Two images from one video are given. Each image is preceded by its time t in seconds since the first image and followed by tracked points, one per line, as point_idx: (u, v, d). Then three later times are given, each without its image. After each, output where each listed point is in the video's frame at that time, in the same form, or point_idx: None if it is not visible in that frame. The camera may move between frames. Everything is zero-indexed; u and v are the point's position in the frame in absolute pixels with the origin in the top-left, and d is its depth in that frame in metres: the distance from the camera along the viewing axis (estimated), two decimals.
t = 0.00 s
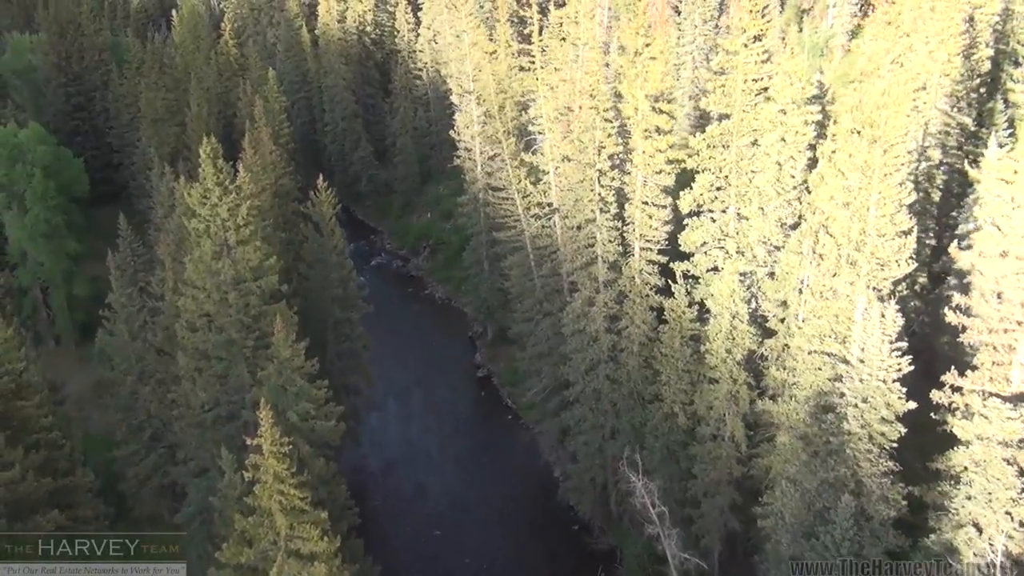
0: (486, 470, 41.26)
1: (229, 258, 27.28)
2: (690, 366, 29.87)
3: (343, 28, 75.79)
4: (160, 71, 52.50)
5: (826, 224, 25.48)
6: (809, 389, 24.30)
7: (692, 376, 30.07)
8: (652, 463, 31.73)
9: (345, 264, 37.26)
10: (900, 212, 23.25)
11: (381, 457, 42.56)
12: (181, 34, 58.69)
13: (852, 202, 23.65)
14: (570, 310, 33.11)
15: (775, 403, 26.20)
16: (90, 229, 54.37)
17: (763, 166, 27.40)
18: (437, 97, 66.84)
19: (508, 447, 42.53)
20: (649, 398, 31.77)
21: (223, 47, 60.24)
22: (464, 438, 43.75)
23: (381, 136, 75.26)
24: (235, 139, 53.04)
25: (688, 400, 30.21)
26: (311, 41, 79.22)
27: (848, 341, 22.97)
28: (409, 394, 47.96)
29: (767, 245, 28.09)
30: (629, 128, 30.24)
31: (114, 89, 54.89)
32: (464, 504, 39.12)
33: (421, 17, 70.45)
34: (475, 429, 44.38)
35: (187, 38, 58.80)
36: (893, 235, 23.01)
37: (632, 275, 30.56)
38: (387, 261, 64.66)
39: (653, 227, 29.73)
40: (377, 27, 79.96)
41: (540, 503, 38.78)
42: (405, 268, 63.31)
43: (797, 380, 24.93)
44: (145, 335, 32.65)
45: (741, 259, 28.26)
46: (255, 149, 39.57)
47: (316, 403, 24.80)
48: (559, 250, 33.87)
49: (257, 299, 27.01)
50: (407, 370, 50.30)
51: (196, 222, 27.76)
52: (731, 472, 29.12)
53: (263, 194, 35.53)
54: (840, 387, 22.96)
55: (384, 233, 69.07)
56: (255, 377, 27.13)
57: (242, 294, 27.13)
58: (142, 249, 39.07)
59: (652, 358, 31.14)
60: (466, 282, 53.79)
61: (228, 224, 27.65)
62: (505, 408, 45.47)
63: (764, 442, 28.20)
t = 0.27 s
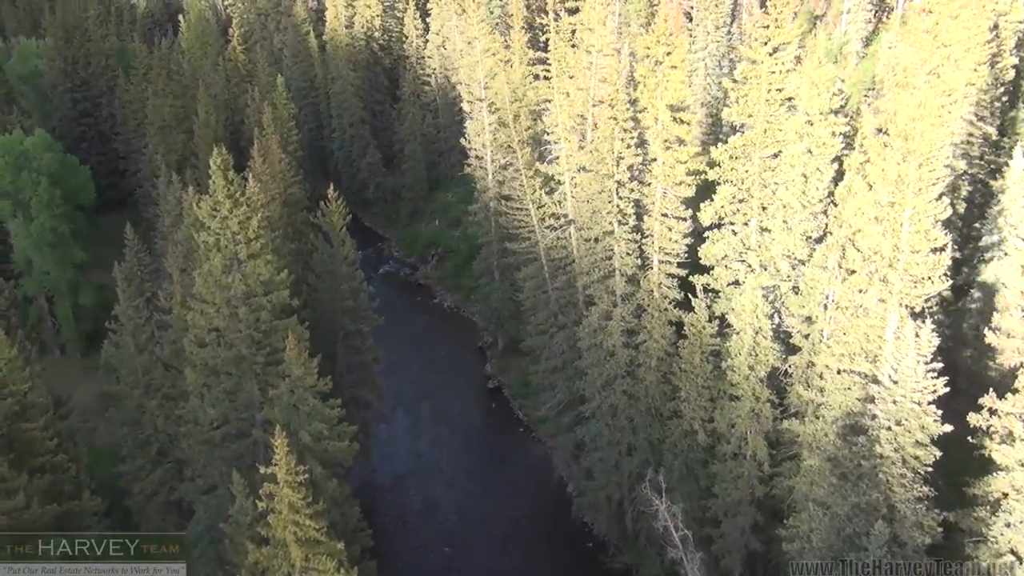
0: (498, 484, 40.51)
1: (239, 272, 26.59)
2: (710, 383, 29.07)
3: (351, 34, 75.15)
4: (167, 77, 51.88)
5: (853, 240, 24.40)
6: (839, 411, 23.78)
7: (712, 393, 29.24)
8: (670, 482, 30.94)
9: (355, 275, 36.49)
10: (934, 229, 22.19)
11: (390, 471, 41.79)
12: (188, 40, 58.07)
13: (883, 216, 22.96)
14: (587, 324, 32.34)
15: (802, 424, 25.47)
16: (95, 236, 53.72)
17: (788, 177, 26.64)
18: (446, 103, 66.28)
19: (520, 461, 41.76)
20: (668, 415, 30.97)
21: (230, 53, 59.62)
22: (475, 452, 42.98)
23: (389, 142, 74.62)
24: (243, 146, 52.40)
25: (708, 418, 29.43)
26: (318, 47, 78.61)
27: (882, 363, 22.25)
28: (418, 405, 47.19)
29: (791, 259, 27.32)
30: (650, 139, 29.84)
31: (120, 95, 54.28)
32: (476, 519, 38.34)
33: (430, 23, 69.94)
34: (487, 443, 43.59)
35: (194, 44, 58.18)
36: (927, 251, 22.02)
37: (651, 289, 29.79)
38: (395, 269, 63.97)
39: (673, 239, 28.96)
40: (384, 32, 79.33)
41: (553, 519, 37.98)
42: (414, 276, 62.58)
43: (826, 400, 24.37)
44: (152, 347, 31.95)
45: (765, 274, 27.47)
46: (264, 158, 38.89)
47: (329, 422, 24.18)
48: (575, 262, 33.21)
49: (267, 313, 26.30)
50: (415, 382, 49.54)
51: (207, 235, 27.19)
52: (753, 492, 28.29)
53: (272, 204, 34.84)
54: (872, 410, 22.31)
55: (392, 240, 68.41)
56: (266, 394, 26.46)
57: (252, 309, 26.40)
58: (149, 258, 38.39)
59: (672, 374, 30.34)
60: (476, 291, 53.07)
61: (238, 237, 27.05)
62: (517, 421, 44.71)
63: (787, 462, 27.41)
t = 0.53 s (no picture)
0: (509, 500, 39.78)
1: (249, 287, 25.99)
2: (731, 400, 28.37)
3: (359, 41, 74.62)
4: (174, 85, 51.39)
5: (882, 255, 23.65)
6: (868, 432, 23.11)
7: (732, 410, 28.54)
8: (689, 501, 30.23)
9: (366, 287, 35.85)
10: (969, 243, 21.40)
11: (400, 486, 41.05)
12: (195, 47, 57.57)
13: (913, 232, 22.16)
14: (603, 339, 31.68)
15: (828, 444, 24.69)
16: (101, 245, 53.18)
17: (812, 190, 25.94)
18: (454, 111, 65.72)
19: (532, 476, 41.04)
20: (686, 432, 30.24)
21: (238, 60, 59.13)
22: (485, 466, 42.26)
23: (396, 149, 74.05)
24: (250, 155, 51.85)
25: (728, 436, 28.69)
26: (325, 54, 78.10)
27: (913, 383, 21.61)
28: (427, 418, 46.48)
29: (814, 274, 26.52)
30: (668, 151, 29.22)
31: (127, 103, 53.77)
32: (487, 536, 37.62)
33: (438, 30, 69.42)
34: (498, 457, 42.87)
35: (201, 51, 57.67)
36: (962, 267, 21.29)
37: (670, 303, 29.13)
38: (402, 279, 63.34)
39: (692, 253, 28.31)
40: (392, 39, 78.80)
41: (567, 537, 37.22)
42: (422, 286, 61.92)
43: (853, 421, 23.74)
44: (159, 362, 31.35)
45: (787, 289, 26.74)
46: (273, 168, 38.32)
47: (341, 443, 23.68)
48: (590, 275, 32.57)
49: (278, 330, 25.67)
50: (424, 394, 48.83)
51: (215, 249, 26.60)
52: (774, 513, 27.53)
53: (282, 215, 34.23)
54: (903, 432, 21.66)
55: (399, 248, 67.79)
56: (276, 412, 25.89)
57: (262, 325, 25.81)
58: (156, 270, 37.80)
59: (690, 390, 29.62)
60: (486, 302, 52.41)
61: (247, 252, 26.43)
62: (528, 434, 43.99)
63: (810, 483, 26.68)
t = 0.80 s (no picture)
0: (521, 520, 39.11)
1: (261, 306, 25.37)
2: (754, 422, 27.59)
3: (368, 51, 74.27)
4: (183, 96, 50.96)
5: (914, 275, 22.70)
6: (899, 458, 22.83)
7: (754, 432, 27.72)
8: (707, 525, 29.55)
9: (377, 303, 35.25)
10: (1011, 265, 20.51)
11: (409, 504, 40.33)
12: (204, 57, 57.16)
13: (951, 250, 21.36)
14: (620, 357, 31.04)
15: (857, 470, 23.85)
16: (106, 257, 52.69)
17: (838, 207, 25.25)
18: (463, 123, 65.28)
19: (544, 496, 40.41)
20: (705, 453, 29.50)
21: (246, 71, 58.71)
22: (496, 484, 41.58)
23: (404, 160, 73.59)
24: (258, 167, 51.36)
25: (750, 459, 27.75)
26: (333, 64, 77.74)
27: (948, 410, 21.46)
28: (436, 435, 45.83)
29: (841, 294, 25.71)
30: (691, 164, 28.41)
31: (134, 113, 53.36)
32: (499, 557, 36.94)
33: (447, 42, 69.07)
34: (509, 476, 42.20)
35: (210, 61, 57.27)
36: (1002, 288, 20.47)
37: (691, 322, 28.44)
38: (410, 291, 62.81)
39: (714, 271, 27.67)
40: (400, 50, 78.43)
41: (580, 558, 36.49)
42: (430, 298, 61.36)
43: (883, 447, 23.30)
44: (166, 379, 30.76)
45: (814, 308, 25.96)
46: (283, 181, 37.80)
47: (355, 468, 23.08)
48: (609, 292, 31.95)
49: (290, 350, 25.05)
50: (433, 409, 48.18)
51: (226, 267, 25.98)
52: (798, 539, 26.59)
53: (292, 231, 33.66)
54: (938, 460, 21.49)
55: (406, 260, 67.28)
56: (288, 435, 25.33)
57: (275, 345, 25.22)
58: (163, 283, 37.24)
59: (711, 411, 28.92)
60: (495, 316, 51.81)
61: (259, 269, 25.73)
62: (539, 452, 43.37)
63: (833, 508, 25.65)
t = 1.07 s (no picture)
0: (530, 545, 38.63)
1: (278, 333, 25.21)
2: (776, 448, 26.99)
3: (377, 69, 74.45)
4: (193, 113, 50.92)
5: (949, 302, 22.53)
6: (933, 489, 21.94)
7: (777, 459, 26.98)
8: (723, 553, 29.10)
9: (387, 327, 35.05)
10: None
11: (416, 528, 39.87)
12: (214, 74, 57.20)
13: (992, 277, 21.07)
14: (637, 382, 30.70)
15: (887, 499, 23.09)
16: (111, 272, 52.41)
17: (866, 233, 25.05)
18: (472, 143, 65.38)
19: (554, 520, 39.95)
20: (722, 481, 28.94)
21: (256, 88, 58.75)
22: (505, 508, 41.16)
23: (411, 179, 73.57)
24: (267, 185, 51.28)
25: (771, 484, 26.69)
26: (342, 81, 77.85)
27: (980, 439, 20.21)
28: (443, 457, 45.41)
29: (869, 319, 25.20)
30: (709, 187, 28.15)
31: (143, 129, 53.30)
32: None
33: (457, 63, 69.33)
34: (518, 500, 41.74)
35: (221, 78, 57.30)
36: None
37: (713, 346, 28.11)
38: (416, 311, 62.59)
39: (734, 296, 27.33)
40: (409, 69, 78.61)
41: None
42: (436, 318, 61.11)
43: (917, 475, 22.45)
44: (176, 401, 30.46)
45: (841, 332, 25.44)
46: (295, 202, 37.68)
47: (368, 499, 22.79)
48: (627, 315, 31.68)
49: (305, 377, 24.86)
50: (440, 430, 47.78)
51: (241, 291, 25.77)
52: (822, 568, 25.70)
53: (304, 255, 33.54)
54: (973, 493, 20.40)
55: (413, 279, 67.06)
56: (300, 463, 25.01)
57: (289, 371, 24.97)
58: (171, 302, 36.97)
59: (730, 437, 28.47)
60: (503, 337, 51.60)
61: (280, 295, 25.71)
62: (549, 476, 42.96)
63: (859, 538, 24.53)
